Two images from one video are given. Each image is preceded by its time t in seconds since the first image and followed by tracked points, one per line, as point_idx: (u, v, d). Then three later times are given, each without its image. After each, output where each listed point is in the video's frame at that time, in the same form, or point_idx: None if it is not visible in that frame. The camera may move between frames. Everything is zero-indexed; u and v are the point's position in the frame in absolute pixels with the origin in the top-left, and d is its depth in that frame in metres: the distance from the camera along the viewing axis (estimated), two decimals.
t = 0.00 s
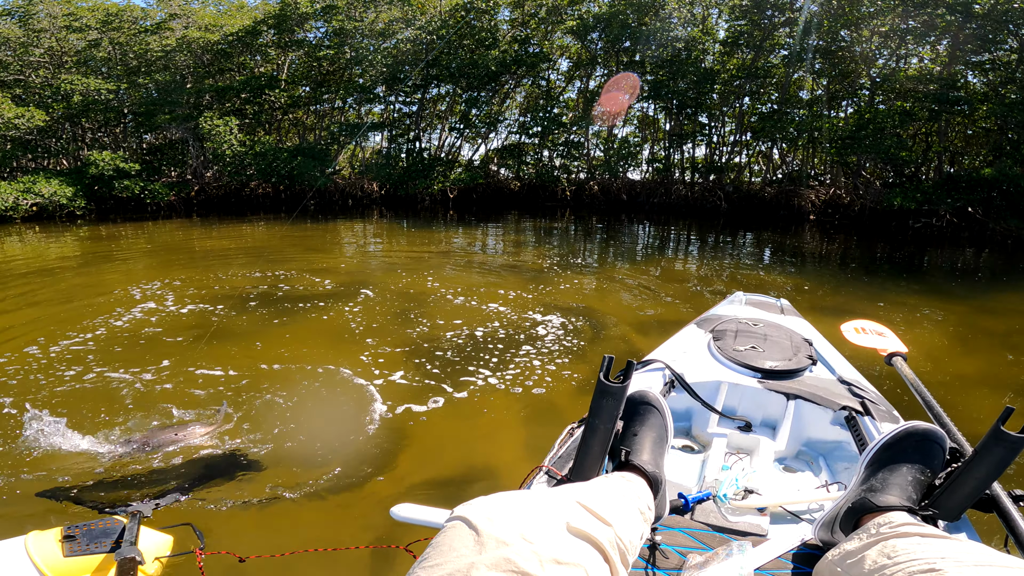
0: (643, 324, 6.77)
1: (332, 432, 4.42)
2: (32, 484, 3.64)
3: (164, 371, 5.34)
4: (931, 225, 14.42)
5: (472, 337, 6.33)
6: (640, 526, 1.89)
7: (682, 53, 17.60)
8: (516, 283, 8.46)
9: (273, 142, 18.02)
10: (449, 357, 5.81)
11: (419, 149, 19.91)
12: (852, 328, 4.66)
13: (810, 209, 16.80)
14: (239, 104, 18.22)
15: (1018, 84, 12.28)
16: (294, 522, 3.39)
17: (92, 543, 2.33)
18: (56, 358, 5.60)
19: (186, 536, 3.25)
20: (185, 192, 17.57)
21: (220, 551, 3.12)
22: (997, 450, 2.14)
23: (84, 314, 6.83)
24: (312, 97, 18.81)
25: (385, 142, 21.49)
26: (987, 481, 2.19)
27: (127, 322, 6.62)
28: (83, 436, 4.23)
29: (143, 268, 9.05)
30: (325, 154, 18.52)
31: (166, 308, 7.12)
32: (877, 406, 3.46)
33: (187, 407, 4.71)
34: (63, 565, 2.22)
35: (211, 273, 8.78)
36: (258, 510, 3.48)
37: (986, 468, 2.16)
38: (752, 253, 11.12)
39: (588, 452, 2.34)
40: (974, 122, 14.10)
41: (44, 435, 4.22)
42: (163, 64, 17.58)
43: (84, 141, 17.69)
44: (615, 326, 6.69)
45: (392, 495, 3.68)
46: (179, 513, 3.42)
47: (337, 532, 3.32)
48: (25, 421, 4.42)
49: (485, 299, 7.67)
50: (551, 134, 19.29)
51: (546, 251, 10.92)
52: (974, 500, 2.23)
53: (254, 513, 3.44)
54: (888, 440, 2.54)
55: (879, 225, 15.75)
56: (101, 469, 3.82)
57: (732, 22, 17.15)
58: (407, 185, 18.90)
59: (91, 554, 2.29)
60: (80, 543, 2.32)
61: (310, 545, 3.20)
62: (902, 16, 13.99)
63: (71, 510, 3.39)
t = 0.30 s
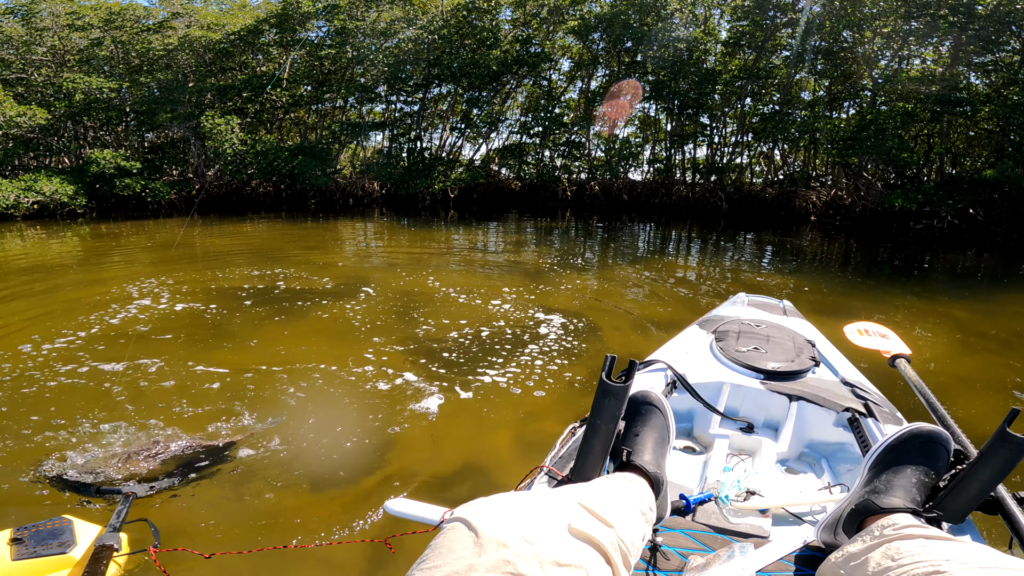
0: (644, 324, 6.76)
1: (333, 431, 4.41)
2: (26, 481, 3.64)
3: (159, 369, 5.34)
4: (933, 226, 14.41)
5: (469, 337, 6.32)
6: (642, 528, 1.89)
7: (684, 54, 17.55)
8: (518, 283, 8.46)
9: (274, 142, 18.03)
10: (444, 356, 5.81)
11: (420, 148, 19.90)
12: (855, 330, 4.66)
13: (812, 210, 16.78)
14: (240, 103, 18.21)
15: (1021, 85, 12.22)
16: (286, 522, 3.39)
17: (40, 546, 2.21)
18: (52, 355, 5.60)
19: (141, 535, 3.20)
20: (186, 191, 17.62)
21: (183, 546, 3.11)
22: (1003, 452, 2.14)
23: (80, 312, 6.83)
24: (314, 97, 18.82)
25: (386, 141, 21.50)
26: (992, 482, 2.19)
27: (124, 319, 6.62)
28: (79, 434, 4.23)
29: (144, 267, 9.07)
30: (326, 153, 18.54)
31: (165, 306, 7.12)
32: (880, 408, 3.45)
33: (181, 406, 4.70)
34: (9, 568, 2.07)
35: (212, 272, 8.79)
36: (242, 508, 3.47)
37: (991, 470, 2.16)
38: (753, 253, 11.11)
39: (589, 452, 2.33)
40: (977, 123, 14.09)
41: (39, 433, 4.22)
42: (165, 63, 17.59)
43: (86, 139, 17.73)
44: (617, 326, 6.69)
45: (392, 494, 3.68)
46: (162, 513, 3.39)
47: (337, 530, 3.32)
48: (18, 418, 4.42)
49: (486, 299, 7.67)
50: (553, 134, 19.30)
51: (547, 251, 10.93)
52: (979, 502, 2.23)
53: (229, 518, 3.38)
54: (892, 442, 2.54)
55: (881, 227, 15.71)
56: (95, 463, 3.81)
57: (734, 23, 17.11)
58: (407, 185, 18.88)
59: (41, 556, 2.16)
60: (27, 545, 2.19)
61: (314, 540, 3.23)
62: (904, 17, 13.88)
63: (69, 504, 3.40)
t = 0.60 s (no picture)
0: (644, 325, 6.76)
1: (334, 431, 4.41)
2: (24, 480, 3.64)
3: (156, 369, 5.33)
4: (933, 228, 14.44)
5: (467, 337, 6.31)
6: (637, 532, 1.89)
7: (685, 55, 17.59)
8: (518, 283, 8.48)
9: (275, 142, 18.06)
10: (442, 357, 5.80)
11: (421, 148, 19.92)
12: (856, 331, 4.65)
13: (812, 211, 16.80)
14: (241, 103, 18.23)
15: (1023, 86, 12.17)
16: (274, 521, 3.39)
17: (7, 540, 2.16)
18: (47, 354, 5.59)
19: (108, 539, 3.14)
20: (186, 191, 17.66)
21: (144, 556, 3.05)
22: (1001, 452, 2.13)
23: (77, 311, 6.82)
24: (315, 97, 18.84)
25: (387, 141, 21.53)
26: (991, 483, 2.19)
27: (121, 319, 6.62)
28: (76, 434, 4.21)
29: (144, 266, 9.08)
30: (326, 153, 18.58)
31: (163, 306, 7.11)
32: (880, 409, 3.45)
33: (175, 406, 4.68)
34: None
35: (212, 271, 8.80)
36: (231, 508, 3.47)
37: (990, 471, 2.16)
38: (753, 254, 11.12)
39: (586, 457, 2.33)
40: (978, 124, 14.11)
41: (34, 433, 4.21)
42: (166, 62, 17.58)
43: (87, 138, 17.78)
44: (617, 327, 6.69)
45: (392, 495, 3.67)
46: (158, 514, 3.38)
47: (337, 532, 3.32)
48: (14, 417, 4.41)
49: (487, 299, 7.68)
50: (553, 135, 19.32)
51: (547, 251, 10.95)
52: (979, 502, 2.22)
53: (203, 519, 3.37)
54: (891, 444, 2.54)
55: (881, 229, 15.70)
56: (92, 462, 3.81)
57: (734, 23, 17.11)
58: (408, 185, 18.87)
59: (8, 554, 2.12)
60: None
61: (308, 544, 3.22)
62: (905, 18, 13.86)
63: (66, 505, 3.40)
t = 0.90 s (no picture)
0: (647, 326, 6.75)
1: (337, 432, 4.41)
2: (24, 482, 3.63)
3: (157, 370, 5.33)
4: (935, 227, 14.40)
5: (467, 338, 6.29)
6: (641, 536, 1.89)
7: (686, 55, 17.60)
8: (521, 284, 8.48)
9: (276, 142, 18.07)
10: (441, 358, 5.78)
11: (422, 149, 19.92)
12: (860, 330, 4.64)
13: (814, 211, 16.81)
14: (242, 104, 18.27)
15: None
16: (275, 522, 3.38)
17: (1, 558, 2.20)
18: (45, 355, 5.57)
19: (79, 545, 3.07)
20: (188, 192, 17.69)
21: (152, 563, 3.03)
22: (1011, 452, 2.12)
23: (78, 312, 6.81)
24: (316, 97, 18.87)
25: (388, 142, 21.52)
26: (999, 483, 2.18)
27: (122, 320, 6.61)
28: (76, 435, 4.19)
29: (146, 267, 9.08)
30: (327, 154, 18.59)
31: (164, 307, 7.10)
32: (886, 410, 3.44)
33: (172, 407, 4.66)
34: None
35: (214, 272, 8.80)
36: (234, 511, 3.45)
37: (999, 471, 2.14)
38: (755, 254, 11.12)
39: (589, 461, 2.32)
40: (981, 124, 14.08)
41: (36, 434, 4.20)
42: (168, 63, 17.55)
43: (89, 139, 17.81)
44: (620, 328, 6.68)
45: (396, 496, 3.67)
46: (158, 518, 3.35)
47: (339, 534, 3.30)
48: (10, 419, 4.39)
49: (489, 299, 7.68)
50: (554, 135, 19.30)
51: (548, 252, 10.94)
52: (987, 503, 2.21)
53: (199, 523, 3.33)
54: (898, 445, 2.53)
55: (883, 228, 15.69)
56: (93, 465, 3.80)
57: (735, 23, 17.11)
58: (409, 185, 18.86)
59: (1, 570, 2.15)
60: None
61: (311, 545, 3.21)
62: (906, 18, 13.86)
63: (66, 506, 3.38)
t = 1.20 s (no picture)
0: (651, 326, 6.74)
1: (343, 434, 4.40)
2: (29, 487, 3.62)
3: (159, 373, 5.32)
4: (939, 226, 14.37)
5: (469, 340, 6.26)
6: (649, 537, 1.87)
7: (686, 55, 17.59)
8: (525, 285, 8.46)
9: (278, 145, 18.08)
10: (445, 359, 5.77)
11: (424, 151, 19.91)
12: (866, 329, 4.62)
13: (816, 210, 16.79)
14: (244, 107, 18.31)
15: None
16: (285, 519, 3.41)
17: None
18: (47, 359, 5.56)
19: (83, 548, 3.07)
20: (191, 195, 17.73)
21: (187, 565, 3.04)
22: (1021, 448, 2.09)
23: (80, 316, 6.80)
24: (318, 100, 18.87)
25: (390, 144, 21.52)
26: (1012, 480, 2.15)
27: (125, 323, 6.61)
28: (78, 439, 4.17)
29: (149, 270, 9.07)
30: (329, 156, 18.59)
31: (166, 310, 7.09)
32: (894, 408, 3.42)
33: (170, 409, 4.65)
34: None
35: (217, 275, 8.81)
36: (238, 513, 3.44)
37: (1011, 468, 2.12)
38: (759, 254, 11.10)
39: (596, 463, 2.30)
40: (982, 122, 14.06)
41: (40, 437, 4.19)
42: (168, 66, 17.50)
43: (92, 143, 17.86)
44: (624, 328, 6.67)
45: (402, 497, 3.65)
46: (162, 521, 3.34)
47: (345, 537, 3.28)
48: (10, 423, 4.37)
49: (494, 301, 7.66)
50: (556, 136, 19.26)
51: (552, 253, 10.91)
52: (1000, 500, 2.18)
53: (203, 528, 3.30)
54: (907, 443, 2.52)
55: (886, 227, 15.67)
56: (97, 468, 3.79)
57: (735, 23, 17.10)
58: (411, 187, 18.84)
59: None
60: None
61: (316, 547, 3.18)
62: (907, 16, 13.85)
63: (71, 510, 3.37)
